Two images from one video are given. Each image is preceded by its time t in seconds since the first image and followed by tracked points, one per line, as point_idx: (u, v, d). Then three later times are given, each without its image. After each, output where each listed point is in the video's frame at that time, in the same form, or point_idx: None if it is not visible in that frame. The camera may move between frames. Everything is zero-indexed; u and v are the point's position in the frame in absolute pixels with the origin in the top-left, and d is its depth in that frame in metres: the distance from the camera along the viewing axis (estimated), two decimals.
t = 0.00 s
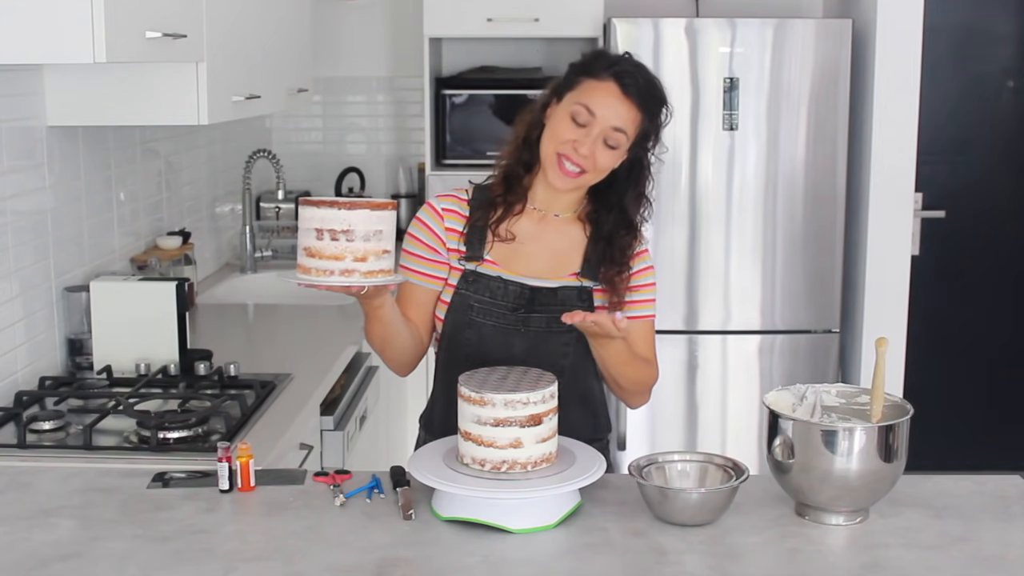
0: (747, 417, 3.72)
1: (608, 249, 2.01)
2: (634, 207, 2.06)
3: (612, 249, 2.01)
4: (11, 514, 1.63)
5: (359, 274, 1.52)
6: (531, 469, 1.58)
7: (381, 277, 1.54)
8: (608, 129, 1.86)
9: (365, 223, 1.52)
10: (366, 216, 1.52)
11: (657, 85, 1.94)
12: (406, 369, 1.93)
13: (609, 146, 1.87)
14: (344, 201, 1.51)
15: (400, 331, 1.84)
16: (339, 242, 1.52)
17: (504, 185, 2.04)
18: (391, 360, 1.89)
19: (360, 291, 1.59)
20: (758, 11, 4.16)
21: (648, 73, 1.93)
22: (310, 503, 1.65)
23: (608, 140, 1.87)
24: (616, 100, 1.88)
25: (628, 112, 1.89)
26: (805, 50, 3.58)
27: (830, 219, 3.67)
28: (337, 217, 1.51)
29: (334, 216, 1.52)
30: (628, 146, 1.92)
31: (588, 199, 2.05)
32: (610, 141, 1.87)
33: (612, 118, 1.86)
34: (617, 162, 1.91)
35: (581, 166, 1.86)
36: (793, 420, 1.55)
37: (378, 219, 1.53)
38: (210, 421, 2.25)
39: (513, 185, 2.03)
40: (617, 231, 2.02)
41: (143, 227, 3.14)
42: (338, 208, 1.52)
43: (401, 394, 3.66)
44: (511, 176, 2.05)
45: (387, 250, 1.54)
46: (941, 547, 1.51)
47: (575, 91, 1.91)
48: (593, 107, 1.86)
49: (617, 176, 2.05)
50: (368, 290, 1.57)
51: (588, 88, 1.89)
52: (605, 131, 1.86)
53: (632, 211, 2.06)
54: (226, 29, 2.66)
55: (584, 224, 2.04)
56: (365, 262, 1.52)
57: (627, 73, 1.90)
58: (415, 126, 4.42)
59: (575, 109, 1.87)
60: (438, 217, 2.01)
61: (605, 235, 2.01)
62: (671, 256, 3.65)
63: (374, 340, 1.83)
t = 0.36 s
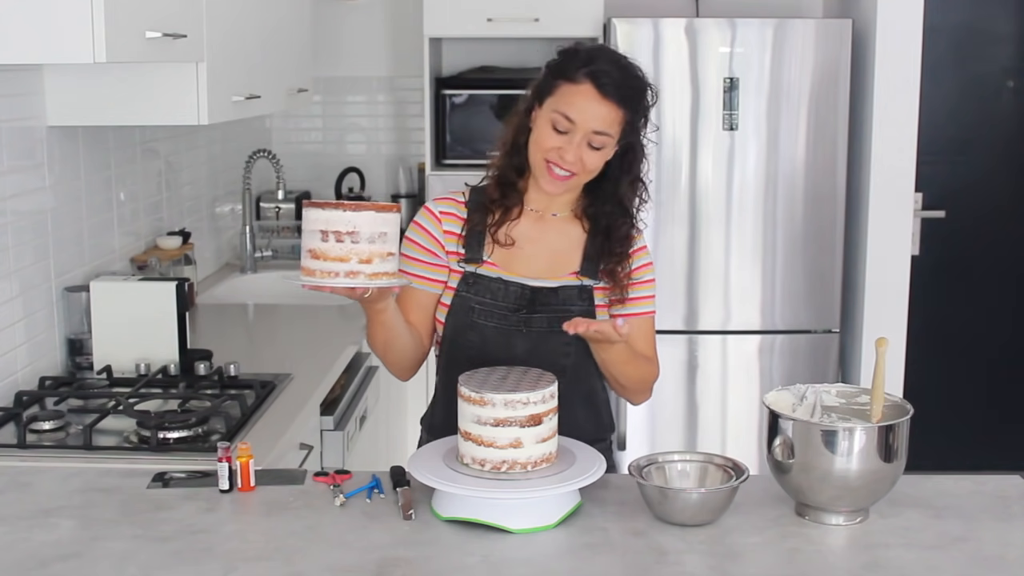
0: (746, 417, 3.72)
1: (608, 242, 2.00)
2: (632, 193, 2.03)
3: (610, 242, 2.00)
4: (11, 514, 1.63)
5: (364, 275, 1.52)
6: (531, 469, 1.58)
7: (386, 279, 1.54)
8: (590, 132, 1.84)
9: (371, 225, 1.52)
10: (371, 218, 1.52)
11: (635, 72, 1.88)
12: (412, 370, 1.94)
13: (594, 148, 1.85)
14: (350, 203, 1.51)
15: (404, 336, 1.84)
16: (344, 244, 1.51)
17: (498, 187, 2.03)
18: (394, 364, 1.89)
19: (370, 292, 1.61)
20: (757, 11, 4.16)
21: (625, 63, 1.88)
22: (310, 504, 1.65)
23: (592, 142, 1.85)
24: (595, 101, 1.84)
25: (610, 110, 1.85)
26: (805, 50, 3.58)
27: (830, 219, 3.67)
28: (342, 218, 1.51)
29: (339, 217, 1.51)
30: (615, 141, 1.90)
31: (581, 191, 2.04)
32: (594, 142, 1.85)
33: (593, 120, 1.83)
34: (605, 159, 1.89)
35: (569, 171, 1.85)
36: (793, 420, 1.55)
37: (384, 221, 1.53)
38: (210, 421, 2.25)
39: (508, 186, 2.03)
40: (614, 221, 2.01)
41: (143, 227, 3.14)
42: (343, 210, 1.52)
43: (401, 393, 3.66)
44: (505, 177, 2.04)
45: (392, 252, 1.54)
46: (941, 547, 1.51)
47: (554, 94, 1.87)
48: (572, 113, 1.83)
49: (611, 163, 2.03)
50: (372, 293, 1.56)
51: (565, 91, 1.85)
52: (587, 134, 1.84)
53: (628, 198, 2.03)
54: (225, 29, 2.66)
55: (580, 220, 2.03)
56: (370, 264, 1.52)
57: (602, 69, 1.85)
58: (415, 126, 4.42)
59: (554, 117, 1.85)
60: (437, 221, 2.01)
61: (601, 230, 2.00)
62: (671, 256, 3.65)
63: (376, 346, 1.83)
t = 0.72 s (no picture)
0: (747, 417, 3.72)
1: (595, 238, 2.02)
2: (619, 191, 2.07)
3: (598, 240, 2.02)
4: (11, 514, 1.63)
5: (385, 288, 1.53)
6: (531, 469, 1.58)
7: (404, 289, 1.55)
8: (556, 117, 1.87)
9: (386, 237, 1.52)
10: (386, 230, 1.53)
11: (606, 62, 1.93)
12: (407, 384, 1.99)
13: (563, 134, 1.88)
14: (365, 216, 1.51)
15: (411, 349, 1.89)
16: (361, 259, 1.51)
17: (489, 189, 2.06)
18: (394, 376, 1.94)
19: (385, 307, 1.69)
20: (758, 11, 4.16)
21: (593, 53, 1.93)
22: (310, 503, 1.65)
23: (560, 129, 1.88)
24: (560, 88, 1.88)
25: (576, 96, 1.89)
26: (805, 50, 3.58)
27: (830, 219, 3.67)
28: (357, 233, 1.51)
29: (355, 232, 1.51)
30: (588, 130, 1.92)
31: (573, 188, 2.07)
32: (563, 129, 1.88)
33: (558, 106, 1.87)
34: (580, 148, 1.91)
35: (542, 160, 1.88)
36: (792, 420, 1.55)
37: (398, 232, 1.54)
38: (210, 421, 2.25)
39: (499, 188, 2.05)
40: (603, 217, 2.04)
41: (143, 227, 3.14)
42: (358, 225, 1.52)
43: (400, 393, 3.66)
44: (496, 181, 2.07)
45: (407, 261, 1.55)
46: (942, 547, 1.51)
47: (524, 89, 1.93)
48: (537, 101, 1.88)
49: (601, 162, 2.07)
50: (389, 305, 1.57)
51: (531, 83, 1.91)
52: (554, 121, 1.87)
53: (616, 195, 2.07)
54: (225, 29, 2.66)
55: (575, 217, 2.06)
56: (390, 276, 1.53)
57: (565, 57, 1.90)
58: (415, 126, 4.42)
59: (522, 109, 1.90)
60: (434, 227, 2.04)
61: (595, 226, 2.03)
62: (670, 256, 3.65)
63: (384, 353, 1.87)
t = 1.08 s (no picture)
0: (747, 417, 3.72)
1: (594, 239, 2.02)
2: (624, 196, 2.07)
3: (597, 240, 2.02)
4: (11, 514, 1.63)
5: (395, 278, 1.55)
6: (531, 469, 1.58)
7: (415, 279, 1.57)
8: (562, 118, 1.87)
9: (398, 227, 1.54)
10: (399, 220, 1.54)
11: (615, 66, 1.94)
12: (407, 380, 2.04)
13: (569, 135, 1.88)
14: (376, 207, 1.53)
15: (418, 344, 1.95)
16: (372, 249, 1.54)
17: (498, 188, 2.08)
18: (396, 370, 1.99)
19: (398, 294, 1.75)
20: (758, 11, 4.16)
21: (602, 56, 1.93)
22: (310, 504, 1.65)
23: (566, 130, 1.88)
24: (569, 89, 1.88)
25: (584, 98, 1.89)
26: (805, 50, 3.58)
27: (830, 219, 3.67)
28: (369, 223, 1.53)
29: (367, 222, 1.53)
30: (595, 133, 1.92)
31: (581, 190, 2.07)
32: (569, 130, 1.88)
33: (565, 107, 1.87)
34: (586, 150, 1.91)
35: (547, 161, 1.87)
36: (792, 420, 1.55)
37: (411, 223, 1.56)
38: (210, 421, 2.25)
39: (507, 188, 2.08)
40: (604, 220, 2.04)
41: (143, 227, 3.14)
42: (370, 215, 1.54)
43: (400, 393, 3.66)
44: (506, 181, 2.09)
45: (420, 251, 1.57)
46: (942, 547, 1.51)
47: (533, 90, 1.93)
48: (545, 101, 1.88)
49: (608, 166, 2.07)
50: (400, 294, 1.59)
51: (540, 84, 1.91)
52: (560, 122, 1.87)
53: (622, 200, 2.06)
54: (226, 29, 2.66)
55: (579, 218, 2.06)
56: (400, 267, 1.55)
57: (575, 58, 1.91)
58: (415, 126, 4.42)
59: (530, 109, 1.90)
60: (443, 222, 2.08)
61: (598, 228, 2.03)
62: (671, 256, 3.65)
63: (390, 344, 1.93)
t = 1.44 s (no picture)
0: (747, 417, 3.73)
1: (600, 240, 2.02)
2: (633, 197, 2.07)
3: (603, 242, 2.02)
4: (11, 514, 1.63)
5: (398, 273, 1.55)
6: (531, 469, 1.58)
7: (418, 275, 1.57)
8: (570, 117, 1.87)
9: (403, 223, 1.54)
10: (404, 216, 1.54)
11: (625, 66, 1.95)
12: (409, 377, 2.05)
13: (577, 134, 1.88)
14: (381, 202, 1.53)
15: (421, 344, 1.94)
16: (376, 243, 1.54)
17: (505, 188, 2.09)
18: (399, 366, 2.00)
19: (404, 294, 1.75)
20: (758, 11, 4.16)
21: (610, 57, 1.94)
22: (310, 504, 1.65)
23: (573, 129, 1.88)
24: (576, 88, 1.89)
25: (591, 97, 1.90)
26: (805, 50, 3.58)
27: (830, 219, 3.67)
28: (374, 217, 1.53)
29: (372, 216, 1.53)
30: (603, 133, 1.92)
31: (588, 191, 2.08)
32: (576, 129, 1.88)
33: (573, 106, 1.88)
34: (594, 150, 1.91)
35: (554, 160, 1.87)
36: (793, 420, 1.55)
37: (416, 219, 1.55)
38: (210, 421, 2.25)
39: (514, 189, 2.09)
40: (611, 222, 2.04)
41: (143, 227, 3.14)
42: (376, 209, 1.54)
43: (400, 393, 3.66)
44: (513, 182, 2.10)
45: (423, 247, 1.57)
46: (942, 547, 1.51)
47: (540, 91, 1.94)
48: (553, 100, 1.88)
49: (617, 168, 2.08)
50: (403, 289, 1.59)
51: (548, 83, 1.92)
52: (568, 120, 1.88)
53: (629, 202, 2.06)
54: (226, 29, 2.66)
55: (586, 221, 2.06)
56: (403, 262, 1.55)
57: (582, 58, 1.92)
58: (415, 126, 4.42)
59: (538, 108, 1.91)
60: (448, 221, 2.08)
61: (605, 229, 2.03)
62: (671, 256, 3.65)
63: (393, 341, 1.93)
